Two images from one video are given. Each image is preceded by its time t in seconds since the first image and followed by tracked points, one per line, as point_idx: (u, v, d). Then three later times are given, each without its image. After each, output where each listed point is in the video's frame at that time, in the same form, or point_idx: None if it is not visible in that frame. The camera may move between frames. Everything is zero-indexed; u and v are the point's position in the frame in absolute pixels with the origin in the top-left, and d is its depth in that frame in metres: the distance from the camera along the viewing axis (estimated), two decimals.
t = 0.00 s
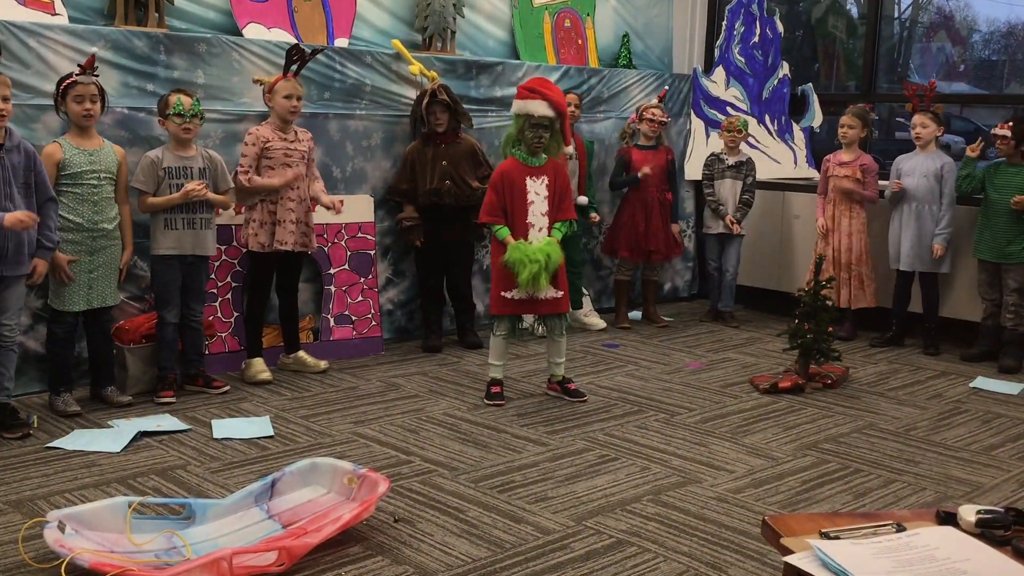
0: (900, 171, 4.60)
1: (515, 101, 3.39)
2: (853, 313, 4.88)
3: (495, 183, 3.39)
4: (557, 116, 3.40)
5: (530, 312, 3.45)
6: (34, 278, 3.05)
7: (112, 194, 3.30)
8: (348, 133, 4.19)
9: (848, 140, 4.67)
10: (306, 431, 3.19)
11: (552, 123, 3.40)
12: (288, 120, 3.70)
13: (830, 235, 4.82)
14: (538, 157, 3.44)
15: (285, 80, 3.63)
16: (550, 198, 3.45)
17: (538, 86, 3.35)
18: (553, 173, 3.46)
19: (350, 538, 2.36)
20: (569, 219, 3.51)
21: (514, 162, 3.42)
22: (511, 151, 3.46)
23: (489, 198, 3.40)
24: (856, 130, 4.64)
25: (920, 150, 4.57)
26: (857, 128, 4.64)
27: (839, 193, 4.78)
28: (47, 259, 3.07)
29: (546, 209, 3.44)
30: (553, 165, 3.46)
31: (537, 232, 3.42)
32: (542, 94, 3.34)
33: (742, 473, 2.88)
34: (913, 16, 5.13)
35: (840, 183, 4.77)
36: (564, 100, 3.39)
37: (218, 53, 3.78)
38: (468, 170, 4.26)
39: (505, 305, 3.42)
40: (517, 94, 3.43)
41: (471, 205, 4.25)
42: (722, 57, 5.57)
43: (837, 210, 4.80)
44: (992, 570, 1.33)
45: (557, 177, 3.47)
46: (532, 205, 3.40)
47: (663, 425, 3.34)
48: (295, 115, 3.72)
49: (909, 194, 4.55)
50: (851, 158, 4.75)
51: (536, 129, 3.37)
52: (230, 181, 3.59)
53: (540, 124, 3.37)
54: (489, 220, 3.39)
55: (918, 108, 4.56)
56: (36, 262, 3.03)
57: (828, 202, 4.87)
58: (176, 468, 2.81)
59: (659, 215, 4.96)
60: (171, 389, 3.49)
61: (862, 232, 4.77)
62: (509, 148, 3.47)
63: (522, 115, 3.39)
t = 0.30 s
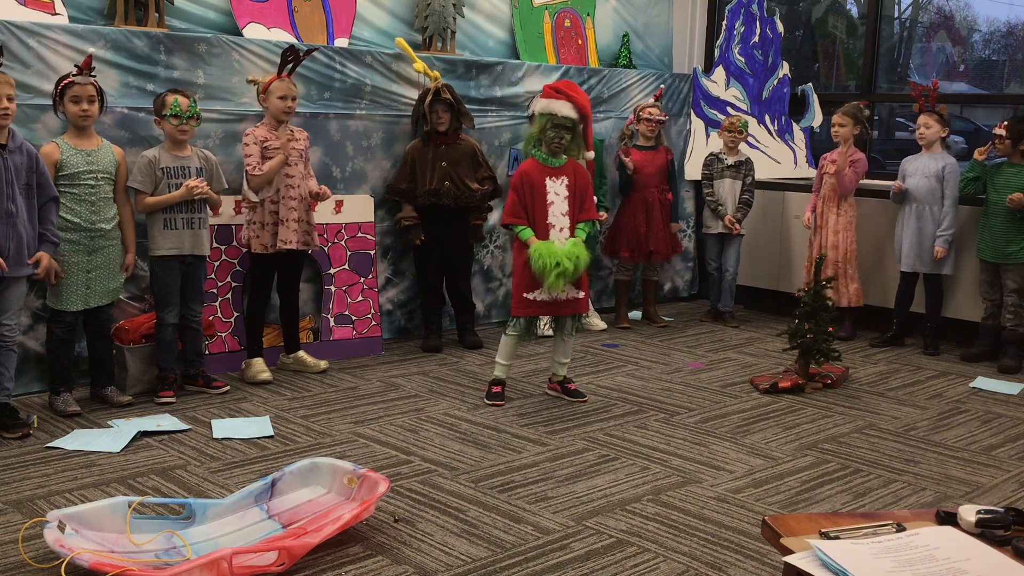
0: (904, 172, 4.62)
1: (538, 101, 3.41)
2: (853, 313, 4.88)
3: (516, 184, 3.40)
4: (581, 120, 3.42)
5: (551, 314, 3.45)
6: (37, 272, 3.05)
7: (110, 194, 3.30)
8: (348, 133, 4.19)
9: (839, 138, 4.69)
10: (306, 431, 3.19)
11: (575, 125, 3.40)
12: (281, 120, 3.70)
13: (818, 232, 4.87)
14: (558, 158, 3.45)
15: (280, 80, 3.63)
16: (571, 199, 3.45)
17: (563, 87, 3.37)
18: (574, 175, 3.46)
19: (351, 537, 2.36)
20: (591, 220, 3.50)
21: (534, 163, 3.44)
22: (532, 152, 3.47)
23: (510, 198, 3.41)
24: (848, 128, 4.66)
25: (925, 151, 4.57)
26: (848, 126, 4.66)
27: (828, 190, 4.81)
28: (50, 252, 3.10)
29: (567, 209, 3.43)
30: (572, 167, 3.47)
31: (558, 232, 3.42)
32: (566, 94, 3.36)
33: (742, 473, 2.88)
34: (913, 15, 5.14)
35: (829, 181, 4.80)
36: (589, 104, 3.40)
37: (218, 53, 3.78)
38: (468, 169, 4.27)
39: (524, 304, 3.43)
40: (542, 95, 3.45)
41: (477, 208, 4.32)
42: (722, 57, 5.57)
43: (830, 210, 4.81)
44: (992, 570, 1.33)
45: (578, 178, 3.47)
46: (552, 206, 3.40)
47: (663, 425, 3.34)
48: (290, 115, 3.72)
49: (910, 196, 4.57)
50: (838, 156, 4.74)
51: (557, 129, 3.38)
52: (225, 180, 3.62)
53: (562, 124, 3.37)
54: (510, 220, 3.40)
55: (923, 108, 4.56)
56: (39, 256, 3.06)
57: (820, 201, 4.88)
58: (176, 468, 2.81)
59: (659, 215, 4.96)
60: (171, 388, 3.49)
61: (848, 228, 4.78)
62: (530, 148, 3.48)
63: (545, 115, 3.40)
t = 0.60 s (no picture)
0: (907, 171, 4.62)
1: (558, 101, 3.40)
2: (853, 313, 4.88)
3: (533, 182, 3.40)
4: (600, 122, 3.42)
5: (559, 313, 3.44)
6: (40, 275, 3.05)
7: (100, 196, 3.29)
8: (348, 133, 4.19)
9: (836, 140, 4.68)
10: (306, 431, 3.19)
11: (593, 126, 3.40)
12: (280, 120, 3.70)
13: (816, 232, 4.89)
14: (576, 159, 3.45)
15: (279, 80, 3.63)
16: (586, 200, 3.45)
17: (583, 87, 3.37)
18: (590, 176, 3.47)
19: (351, 537, 2.36)
20: (606, 222, 3.54)
21: (552, 162, 3.44)
22: (549, 151, 3.47)
23: (526, 196, 3.40)
24: (845, 130, 4.64)
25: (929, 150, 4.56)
26: (845, 128, 4.65)
27: (828, 190, 4.81)
28: (53, 257, 3.10)
29: (582, 210, 3.44)
30: (589, 169, 3.48)
31: (573, 233, 3.42)
32: (587, 95, 3.36)
33: (742, 473, 2.88)
34: (913, 16, 5.14)
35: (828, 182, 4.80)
36: (608, 105, 3.41)
37: (218, 53, 3.78)
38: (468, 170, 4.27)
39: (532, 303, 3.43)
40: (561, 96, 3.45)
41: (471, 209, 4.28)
42: (722, 57, 5.57)
43: (829, 209, 4.82)
44: (992, 570, 1.33)
45: (594, 180, 3.48)
46: (568, 206, 3.41)
47: (663, 425, 3.34)
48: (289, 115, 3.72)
49: (909, 194, 4.58)
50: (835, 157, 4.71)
51: (575, 129, 3.37)
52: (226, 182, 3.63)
53: (581, 125, 3.36)
54: (524, 218, 3.39)
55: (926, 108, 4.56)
56: (42, 259, 3.06)
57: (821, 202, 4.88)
58: (176, 468, 2.81)
59: (660, 215, 4.96)
60: (171, 388, 3.49)
61: (846, 228, 4.78)
62: (547, 148, 3.47)
63: (564, 114, 3.39)
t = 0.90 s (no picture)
0: (908, 169, 4.62)
1: (566, 101, 3.40)
2: (853, 313, 4.88)
3: (543, 176, 3.38)
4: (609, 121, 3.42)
5: (558, 310, 3.41)
6: (46, 271, 3.06)
7: (94, 197, 3.29)
8: (348, 133, 4.19)
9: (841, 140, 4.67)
10: (306, 431, 3.19)
11: (602, 125, 3.41)
12: (282, 120, 3.70)
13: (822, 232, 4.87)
14: (586, 160, 3.45)
15: (281, 80, 3.63)
16: (593, 202, 3.46)
17: (591, 87, 3.37)
18: (598, 179, 3.48)
19: (351, 537, 2.36)
20: (608, 226, 3.54)
21: (564, 159, 3.42)
22: (560, 148, 3.45)
23: (533, 192, 3.38)
24: (849, 131, 4.64)
25: (931, 150, 4.56)
26: (850, 129, 4.65)
27: (837, 190, 4.82)
28: (59, 252, 3.10)
29: (590, 210, 3.44)
30: (598, 170, 3.48)
31: (578, 232, 3.43)
32: (597, 95, 3.37)
33: (742, 473, 2.88)
34: (913, 15, 5.14)
35: (837, 182, 4.81)
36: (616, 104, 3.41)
37: (218, 53, 3.78)
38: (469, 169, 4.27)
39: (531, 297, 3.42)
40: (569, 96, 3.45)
41: (478, 211, 4.31)
42: (722, 57, 5.57)
43: (837, 209, 4.82)
44: (992, 570, 1.33)
45: (601, 181, 3.49)
46: (576, 206, 3.41)
47: (664, 425, 3.34)
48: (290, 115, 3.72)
49: (910, 193, 4.59)
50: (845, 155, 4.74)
51: (587, 130, 3.38)
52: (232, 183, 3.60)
53: (590, 124, 3.37)
54: (529, 209, 3.37)
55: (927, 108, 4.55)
56: (48, 253, 3.06)
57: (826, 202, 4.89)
58: (176, 468, 2.81)
59: (660, 216, 4.96)
60: (171, 389, 3.49)
61: (857, 229, 4.78)
62: (557, 146, 3.47)
63: (574, 115, 3.39)
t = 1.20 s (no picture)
0: (908, 168, 4.62)
1: (560, 103, 3.39)
2: (852, 313, 4.88)
3: (540, 178, 3.37)
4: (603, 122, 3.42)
5: (552, 316, 3.42)
6: (45, 272, 3.06)
7: (96, 196, 3.29)
8: (348, 133, 4.19)
9: (846, 139, 4.66)
10: (306, 431, 3.19)
11: (597, 127, 3.41)
12: (284, 120, 3.69)
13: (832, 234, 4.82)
14: (581, 163, 3.45)
15: (283, 80, 3.63)
16: (586, 206, 3.46)
17: (584, 88, 3.36)
18: (592, 183, 3.48)
19: (351, 537, 2.36)
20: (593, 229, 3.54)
21: (560, 161, 3.42)
22: (556, 150, 3.44)
23: (529, 194, 3.36)
24: (854, 129, 4.63)
25: (931, 150, 4.56)
26: (854, 128, 4.64)
27: (844, 194, 4.80)
28: (58, 254, 3.10)
29: (583, 215, 3.45)
30: (591, 174, 3.49)
31: (572, 237, 3.43)
32: (591, 96, 3.36)
33: (742, 473, 2.88)
34: (913, 15, 5.13)
35: (844, 185, 4.79)
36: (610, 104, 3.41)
37: (219, 53, 3.79)
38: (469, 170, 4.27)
39: (523, 304, 3.41)
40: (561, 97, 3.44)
41: (474, 211, 4.28)
42: (723, 57, 5.57)
43: (847, 211, 4.80)
44: (992, 570, 1.33)
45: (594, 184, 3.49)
46: (571, 211, 3.41)
47: (663, 425, 3.34)
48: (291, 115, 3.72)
49: (910, 193, 4.58)
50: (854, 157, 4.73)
51: (584, 133, 3.37)
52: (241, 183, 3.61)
53: (586, 126, 3.37)
54: (523, 211, 3.36)
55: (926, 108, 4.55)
56: (46, 257, 3.06)
57: (830, 202, 4.87)
58: (176, 468, 2.81)
59: (660, 216, 4.97)
60: (171, 389, 3.49)
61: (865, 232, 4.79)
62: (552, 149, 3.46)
63: (568, 117, 3.39)
